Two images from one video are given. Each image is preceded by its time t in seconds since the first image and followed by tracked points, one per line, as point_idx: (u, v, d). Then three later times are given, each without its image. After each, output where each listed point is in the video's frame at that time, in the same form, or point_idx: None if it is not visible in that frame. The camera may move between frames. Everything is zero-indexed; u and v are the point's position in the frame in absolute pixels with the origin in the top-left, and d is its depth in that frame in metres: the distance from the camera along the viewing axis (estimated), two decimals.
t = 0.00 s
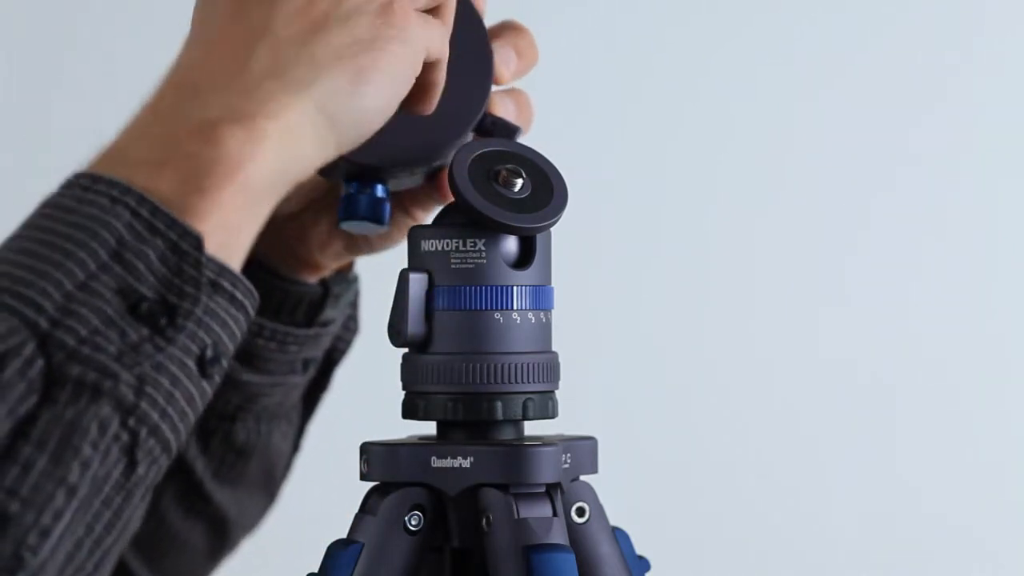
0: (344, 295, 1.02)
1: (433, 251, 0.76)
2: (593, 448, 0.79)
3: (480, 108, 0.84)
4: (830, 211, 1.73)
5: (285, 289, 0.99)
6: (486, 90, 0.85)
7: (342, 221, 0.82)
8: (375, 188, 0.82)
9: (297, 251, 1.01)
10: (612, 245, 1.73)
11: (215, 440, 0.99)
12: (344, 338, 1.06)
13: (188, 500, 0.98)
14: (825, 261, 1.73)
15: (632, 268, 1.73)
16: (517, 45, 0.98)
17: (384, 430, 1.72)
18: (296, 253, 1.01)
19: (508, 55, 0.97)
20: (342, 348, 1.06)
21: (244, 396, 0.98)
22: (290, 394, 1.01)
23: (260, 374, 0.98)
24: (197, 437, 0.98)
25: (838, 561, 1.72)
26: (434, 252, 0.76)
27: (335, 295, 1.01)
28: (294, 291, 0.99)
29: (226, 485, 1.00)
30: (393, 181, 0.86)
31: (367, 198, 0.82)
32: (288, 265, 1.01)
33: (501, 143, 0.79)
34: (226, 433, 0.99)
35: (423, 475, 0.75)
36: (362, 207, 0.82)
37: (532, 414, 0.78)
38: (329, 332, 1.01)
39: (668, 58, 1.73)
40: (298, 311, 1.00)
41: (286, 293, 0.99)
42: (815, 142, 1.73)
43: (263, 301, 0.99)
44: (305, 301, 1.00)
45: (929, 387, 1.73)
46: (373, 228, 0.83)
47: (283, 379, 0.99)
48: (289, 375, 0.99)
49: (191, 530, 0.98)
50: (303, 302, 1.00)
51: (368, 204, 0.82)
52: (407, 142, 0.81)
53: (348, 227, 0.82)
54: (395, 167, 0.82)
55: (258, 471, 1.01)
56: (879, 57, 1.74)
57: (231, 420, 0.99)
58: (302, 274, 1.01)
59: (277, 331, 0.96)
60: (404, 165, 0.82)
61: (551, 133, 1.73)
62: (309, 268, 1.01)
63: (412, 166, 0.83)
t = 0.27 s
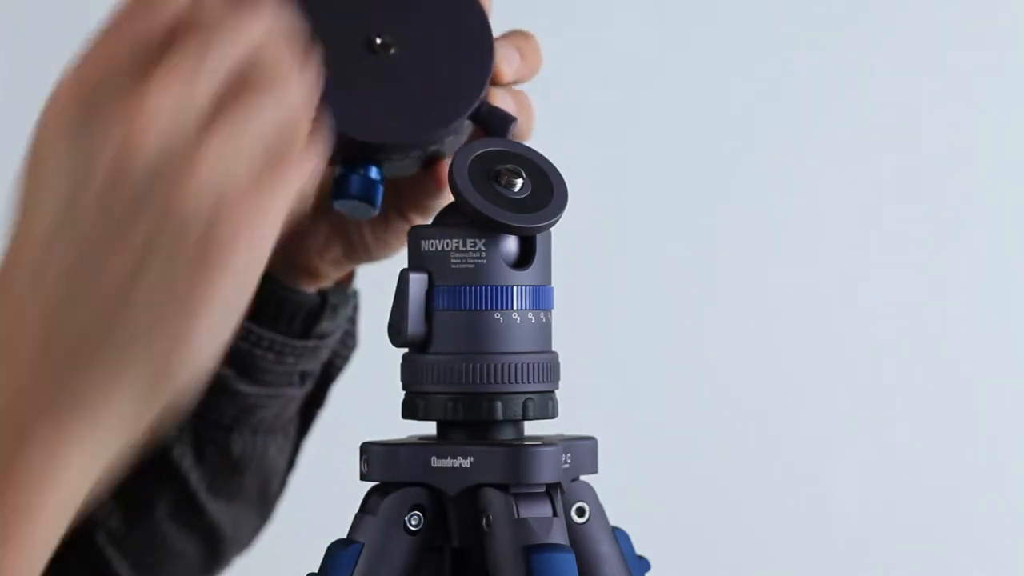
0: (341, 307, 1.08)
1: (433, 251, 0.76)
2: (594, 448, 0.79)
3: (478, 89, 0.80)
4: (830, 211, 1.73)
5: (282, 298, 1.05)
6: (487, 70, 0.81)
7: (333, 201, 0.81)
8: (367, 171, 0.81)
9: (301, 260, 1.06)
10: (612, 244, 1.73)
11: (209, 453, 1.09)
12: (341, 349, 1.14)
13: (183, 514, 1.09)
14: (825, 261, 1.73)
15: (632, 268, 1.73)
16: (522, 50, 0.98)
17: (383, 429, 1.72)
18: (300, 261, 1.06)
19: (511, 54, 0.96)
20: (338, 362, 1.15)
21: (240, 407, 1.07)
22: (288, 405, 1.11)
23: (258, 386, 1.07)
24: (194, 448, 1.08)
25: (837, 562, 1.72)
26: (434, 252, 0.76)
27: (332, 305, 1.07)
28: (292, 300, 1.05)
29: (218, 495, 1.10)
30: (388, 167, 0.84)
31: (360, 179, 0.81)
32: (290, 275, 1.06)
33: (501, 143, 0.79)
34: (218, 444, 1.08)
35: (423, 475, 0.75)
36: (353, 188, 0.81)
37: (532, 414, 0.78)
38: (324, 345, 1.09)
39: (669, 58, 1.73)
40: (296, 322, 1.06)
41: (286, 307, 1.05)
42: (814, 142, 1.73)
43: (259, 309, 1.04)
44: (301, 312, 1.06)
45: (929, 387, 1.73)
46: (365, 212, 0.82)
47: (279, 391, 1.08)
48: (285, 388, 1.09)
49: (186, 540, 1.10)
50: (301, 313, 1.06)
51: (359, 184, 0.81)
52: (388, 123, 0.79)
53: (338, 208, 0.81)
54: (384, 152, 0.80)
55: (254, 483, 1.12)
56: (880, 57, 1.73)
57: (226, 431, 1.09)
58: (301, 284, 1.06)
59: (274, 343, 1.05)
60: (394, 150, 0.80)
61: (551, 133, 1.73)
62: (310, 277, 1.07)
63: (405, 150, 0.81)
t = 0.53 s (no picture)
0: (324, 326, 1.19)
1: (433, 251, 0.76)
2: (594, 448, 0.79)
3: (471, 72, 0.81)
4: (830, 211, 1.73)
5: (266, 307, 1.16)
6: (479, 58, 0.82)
7: (319, 173, 0.77)
8: (358, 147, 0.79)
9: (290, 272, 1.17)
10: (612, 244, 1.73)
11: (174, 461, 1.26)
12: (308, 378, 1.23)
13: (141, 519, 1.30)
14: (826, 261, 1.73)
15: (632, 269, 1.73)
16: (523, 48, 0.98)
17: (383, 430, 1.72)
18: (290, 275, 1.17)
19: (510, 51, 0.96)
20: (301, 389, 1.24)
21: (216, 419, 1.22)
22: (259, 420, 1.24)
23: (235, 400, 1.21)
24: (161, 454, 1.25)
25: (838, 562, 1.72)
26: (433, 253, 0.76)
27: (314, 326, 1.19)
28: (275, 314, 1.16)
29: (179, 501, 1.29)
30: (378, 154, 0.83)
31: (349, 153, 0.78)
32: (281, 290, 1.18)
33: (502, 143, 0.79)
34: (189, 454, 1.25)
35: (423, 475, 0.76)
36: (341, 160, 0.77)
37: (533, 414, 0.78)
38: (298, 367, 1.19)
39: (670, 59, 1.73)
40: (279, 340, 1.18)
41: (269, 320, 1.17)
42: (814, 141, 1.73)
43: (242, 320, 1.17)
44: (283, 328, 1.17)
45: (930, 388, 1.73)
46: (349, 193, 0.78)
47: (254, 407, 1.22)
48: (260, 404, 1.22)
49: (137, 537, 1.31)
50: (285, 329, 1.18)
51: (347, 159, 0.77)
52: (387, 96, 0.79)
53: (322, 182, 0.78)
54: (378, 128, 0.79)
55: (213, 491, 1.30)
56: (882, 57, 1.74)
57: (197, 444, 1.25)
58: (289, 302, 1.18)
59: (259, 362, 1.18)
60: (388, 125, 0.79)
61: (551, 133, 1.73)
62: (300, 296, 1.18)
63: (397, 126, 0.80)
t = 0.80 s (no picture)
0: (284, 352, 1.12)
1: (433, 252, 0.76)
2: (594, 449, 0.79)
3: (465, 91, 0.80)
4: (831, 210, 1.73)
5: (229, 325, 1.09)
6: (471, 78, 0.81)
7: (302, 178, 0.78)
8: (343, 157, 0.78)
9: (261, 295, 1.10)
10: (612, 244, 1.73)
11: (103, 462, 1.21)
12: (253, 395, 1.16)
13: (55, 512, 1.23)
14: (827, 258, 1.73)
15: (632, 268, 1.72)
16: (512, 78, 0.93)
17: (382, 429, 1.72)
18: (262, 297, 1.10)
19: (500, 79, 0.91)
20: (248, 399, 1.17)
21: (158, 427, 1.17)
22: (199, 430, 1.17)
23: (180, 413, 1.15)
24: (92, 454, 1.20)
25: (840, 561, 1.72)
26: (433, 252, 0.76)
27: (276, 351, 1.11)
28: (237, 336, 1.09)
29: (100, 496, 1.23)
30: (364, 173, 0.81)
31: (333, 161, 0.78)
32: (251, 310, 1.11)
33: (502, 143, 0.79)
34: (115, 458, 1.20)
35: (423, 474, 0.75)
36: (324, 168, 0.77)
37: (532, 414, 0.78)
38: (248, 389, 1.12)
39: (672, 59, 1.72)
40: (235, 361, 1.11)
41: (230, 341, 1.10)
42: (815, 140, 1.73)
43: (200, 336, 1.10)
44: (243, 350, 1.10)
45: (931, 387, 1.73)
46: (334, 201, 0.79)
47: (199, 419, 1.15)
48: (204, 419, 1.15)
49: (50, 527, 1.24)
50: (242, 353, 1.10)
51: (331, 167, 0.77)
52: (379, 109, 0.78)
53: (305, 188, 0.78)
54: (367, 140, 0.78)
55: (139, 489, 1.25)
56: (883, 56, 1.74)
57: (130, 446, 1.20)
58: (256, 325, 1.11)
59: (216, 383, 1.11)
60: (377, 138, 0.78)
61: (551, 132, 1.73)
62: (269, 319, 1.11)
63: (386, 141, 0.78)
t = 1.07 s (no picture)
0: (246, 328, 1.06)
1: (433, 251, 0.76)
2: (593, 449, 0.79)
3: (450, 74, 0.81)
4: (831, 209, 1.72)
5: (193, 302, 1.02)
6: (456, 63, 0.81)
7: (286, 157, 0.78)
8: (327, 137, 0.78)
9: (229, 270, 1.03)
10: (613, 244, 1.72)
11: (59, 436, 1.12)
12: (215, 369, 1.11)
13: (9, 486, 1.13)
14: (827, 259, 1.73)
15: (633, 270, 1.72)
16: (488, 64, 0.89)
17: (382, 429, 1.72)
18: (229, 273, 1.03)
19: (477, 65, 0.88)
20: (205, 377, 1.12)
21: (118, 403, 1.10)
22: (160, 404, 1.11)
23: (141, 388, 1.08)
24: (48, 428, 1.11)
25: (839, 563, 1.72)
26: (433, 252, 0.76)
27: (239, 327, 1.05)
28: (201, 310, 1.03)
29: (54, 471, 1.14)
30: (347, 152, 0.81)
31: (318, 142, 0.78)
32: (214, 285, 1.03)
33: (502, 143, 0.79)
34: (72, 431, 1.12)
35: (423, 474, 0.75)
36: (308, 148, 0.77)
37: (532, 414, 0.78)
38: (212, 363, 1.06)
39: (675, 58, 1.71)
40: (197, 336, 1.04)
41: (192, 314, 1.03)
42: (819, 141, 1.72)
43: (165, 309, 1.03)
44: (207, 325, 1.03)
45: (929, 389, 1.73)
46: (317, 180, 0.79)
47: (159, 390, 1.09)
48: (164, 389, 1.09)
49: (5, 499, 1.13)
50: (205, 328, 1.04)
51: (315, 147, 0.77)
52: (365, 92, 0.78)
53: (290, 171, 0.78)
54: (352, 122, 0.78)
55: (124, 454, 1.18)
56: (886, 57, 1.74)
57: (85, 420, 1.12)
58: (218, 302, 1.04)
59: (177, 358, 1.05)
60: (363, 121, 0.78)
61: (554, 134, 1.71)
62: (234, 294, 1.04)
63: (371, 123, 0.79)
